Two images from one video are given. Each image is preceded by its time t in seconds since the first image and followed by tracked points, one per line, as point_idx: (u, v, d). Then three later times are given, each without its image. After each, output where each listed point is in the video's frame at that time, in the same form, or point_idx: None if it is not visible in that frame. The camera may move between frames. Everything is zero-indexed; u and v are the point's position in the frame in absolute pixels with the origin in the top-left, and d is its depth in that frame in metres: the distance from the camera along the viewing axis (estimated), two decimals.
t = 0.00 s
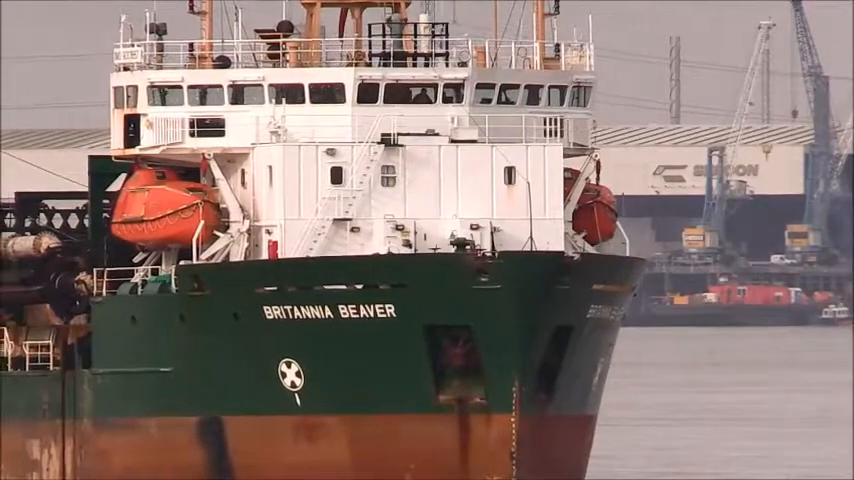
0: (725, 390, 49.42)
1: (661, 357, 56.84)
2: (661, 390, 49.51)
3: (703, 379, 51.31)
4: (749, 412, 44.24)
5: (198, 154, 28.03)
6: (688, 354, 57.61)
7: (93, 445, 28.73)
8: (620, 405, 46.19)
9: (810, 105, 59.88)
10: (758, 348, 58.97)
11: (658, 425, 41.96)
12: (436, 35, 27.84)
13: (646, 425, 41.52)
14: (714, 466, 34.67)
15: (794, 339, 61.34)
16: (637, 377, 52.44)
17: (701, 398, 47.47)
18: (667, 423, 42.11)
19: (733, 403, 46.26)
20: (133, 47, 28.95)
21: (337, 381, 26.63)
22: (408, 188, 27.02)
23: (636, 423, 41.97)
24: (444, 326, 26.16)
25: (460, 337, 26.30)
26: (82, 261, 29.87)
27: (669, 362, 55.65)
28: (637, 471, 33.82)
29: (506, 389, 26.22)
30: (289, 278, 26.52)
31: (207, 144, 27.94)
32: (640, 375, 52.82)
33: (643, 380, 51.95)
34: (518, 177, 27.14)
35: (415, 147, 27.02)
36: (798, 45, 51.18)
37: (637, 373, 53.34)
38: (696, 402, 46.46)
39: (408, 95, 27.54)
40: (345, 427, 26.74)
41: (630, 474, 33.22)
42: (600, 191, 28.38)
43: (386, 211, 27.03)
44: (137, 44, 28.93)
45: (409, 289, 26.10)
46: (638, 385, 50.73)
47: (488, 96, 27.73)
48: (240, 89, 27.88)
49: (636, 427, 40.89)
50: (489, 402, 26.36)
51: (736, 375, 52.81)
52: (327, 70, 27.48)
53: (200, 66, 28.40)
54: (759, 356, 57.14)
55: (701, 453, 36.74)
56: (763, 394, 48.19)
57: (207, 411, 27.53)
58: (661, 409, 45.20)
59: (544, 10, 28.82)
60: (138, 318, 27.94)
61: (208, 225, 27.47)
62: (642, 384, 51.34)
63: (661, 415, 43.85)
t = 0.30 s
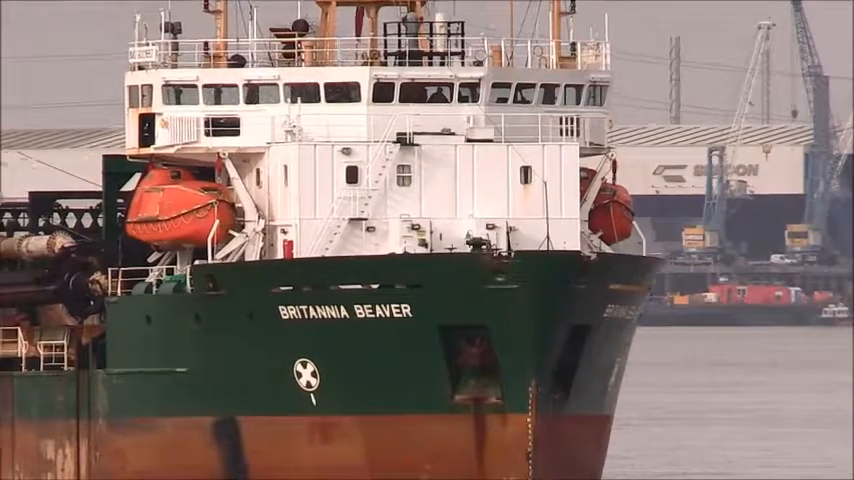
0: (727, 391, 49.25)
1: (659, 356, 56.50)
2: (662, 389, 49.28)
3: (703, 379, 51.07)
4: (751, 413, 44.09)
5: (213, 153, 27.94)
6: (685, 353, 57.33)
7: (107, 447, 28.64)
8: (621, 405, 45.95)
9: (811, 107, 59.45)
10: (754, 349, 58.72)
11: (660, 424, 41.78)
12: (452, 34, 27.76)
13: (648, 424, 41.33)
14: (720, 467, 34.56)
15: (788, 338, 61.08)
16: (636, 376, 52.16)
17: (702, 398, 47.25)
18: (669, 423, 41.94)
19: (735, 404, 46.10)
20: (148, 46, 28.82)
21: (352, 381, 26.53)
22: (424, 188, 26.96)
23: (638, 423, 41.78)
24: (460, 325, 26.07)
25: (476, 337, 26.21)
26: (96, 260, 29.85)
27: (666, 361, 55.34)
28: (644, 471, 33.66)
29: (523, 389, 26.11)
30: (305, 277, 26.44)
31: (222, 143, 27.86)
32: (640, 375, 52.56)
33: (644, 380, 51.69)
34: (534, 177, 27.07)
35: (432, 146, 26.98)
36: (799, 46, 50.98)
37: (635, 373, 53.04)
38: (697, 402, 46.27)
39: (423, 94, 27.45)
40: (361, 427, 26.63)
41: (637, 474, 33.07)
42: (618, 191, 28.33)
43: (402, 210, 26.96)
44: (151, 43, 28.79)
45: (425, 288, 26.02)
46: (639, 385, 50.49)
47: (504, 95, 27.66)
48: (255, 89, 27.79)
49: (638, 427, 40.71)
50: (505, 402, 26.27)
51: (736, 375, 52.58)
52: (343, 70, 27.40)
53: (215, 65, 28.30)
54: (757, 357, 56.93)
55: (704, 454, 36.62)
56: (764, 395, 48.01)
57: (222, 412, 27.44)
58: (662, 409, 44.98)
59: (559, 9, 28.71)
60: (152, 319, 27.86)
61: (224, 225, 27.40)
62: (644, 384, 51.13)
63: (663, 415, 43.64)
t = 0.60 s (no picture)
0: (725, 390, 49.05)
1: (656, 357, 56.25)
2: (661, 390, 49.09)
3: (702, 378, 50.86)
4: (749, 412, 43.88)
5: (227, 152, 27.87)
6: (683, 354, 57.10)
7: (121, 447, 28.58)
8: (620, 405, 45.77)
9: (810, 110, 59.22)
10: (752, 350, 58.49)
11: (660, 424, 41.61)
12: (466, 33, 27.69)
13: (648, 424, 41.15)
14: (721, 466, 34.42)
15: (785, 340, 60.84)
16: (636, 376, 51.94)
17: (700, 398, 46.97)
18: (668, 423, 41.76)
19: (735, 404, 45.92)
20: (161, 45, 28.74)
21: (366, 381, 26.44)
22: (438, 187, 26.90)
23: (638, 424, 41.60)
24: (475, 325, 25.98)
25: (491, 338, 26.11)
26: (109, 260, 29.88)
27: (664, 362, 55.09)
28: (644, 470, 33.50)
29: (537, 388, 26.01)
30: (318, 277, 26.36)
31: (236, 143, 27.79)
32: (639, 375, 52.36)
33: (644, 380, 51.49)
34: (548, 176, 27.00)
35: (446, 145, 26.92)
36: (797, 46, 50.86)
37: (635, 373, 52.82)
38: (696, 402, 46.07)
39: (437, 93, 27.39)
40: (375, 427, 26.54)
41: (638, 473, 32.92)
42: (632, 190, 28.27)
43: (416, 210, 26.88)
44: (164, 43, 28.71)
45: (439, 288, 25.93)
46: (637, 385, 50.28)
47: (518, 95, 27.59)
48: (269, 88, 27.72)
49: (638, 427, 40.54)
50: (520, 402, 26.17)
51: (734, 375, 52.36)
52: (356, 69, 27.33)
53: (229, 65, 28.24)
54: (755, 358, 56.71)
55: (704, 453, 36.41)
56: (763, 395, 47.81)
57: (236, 412, 27.37)
58: (662, 409, 44.79)
59: (574, 8, 28.63)
60: (166, 319, 27.81)
61: (238, 224, 27.34)
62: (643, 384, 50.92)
63: (663, 415, 43.45)
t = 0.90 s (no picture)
0: (725, 390, 48.93)
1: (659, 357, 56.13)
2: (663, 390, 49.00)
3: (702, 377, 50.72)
4: (749, 412, 43.70)
5: (242, 152, 27.79)
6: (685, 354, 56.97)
7: (136, 449, 28.51)
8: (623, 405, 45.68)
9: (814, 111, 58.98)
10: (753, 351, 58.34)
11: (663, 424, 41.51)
12: (482, 33, 27.64)
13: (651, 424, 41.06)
14: (721, 466, 34.32)
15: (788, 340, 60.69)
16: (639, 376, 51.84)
17: (701, 398, 46.86)
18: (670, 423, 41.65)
19: (736, 404, 45.79)
20: (177, 45, 28.72)
21: (383, 382, 26.35)
22: (454, 188, 26.80)
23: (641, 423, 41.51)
24: (492, 326, 25.87)
25: (508, 338, 26.00)
26: (124, 260, 29.83)
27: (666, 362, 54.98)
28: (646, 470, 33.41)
29: (554, 389, 25.87)
30: (334, 278, 26.28)
31: (251, 143, 27.72)
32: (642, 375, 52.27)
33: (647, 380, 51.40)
34: (565, 177, 26.92)
35: (462, 145, 26.80)
36: (797, 46, 50.89)
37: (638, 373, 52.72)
38: (697, 403, 45.95)
39: (453, 93, 27.34)
40: (391, 428, 26.45)
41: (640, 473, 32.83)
42: (648, 190, 28.23)
43: (433, 211, 26.79)
44: (180, 42, 28.69)
45: (456, 289, 25.83)
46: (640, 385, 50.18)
47: (534, 95, 27.55)
48: (284, 88, 27.67)
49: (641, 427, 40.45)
50: (537, 403, 26.06)
51: (734, 375, 52.18)
52: (372, 69, 27.27)
53: (244, 65, 28.20)
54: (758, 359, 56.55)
55: (706, 453, 36.26)
56: (762, 395, 47.65)
57: (252, 413, 27.29)
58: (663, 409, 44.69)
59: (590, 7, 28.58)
60: (181, 320, 27.75)
61: (254, 225, 27.27)
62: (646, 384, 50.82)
63: (665, 415, 43.36)
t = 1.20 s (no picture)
0: (726, 389, 48.81)
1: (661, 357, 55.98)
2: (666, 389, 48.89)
3: (704, 376, 50.59)
4: (749, 412, 43.54)
5: (256, 152, 27.77)
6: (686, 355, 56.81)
7: (150, 449, 28.52)
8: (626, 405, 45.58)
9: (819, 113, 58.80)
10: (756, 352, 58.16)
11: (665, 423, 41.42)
12: (496, 33, 27.61)
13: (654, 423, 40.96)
14: (722, 466, 34.20)
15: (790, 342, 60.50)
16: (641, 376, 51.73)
17: (704, 398, 46.74)
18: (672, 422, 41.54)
19: (737, 404, 45.67)
20: (190, 45, 28.70)
21: (397, 381, 26.30)
22: (468, 188, 26.75)
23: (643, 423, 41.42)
24: (507, 326, 25.82)
25: (523, 338, 25.94)
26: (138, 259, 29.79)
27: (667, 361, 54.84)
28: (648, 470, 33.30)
29: (568, 389, 25.77)
30: (348, 278, 26.23)
31: (265, 142, 27.69)
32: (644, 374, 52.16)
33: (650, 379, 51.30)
34: (579, 176, 26.87)
35: (476, 145, 26.76)
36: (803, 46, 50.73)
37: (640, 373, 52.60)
38: (699, 402, 45.83)
39: (467, 93, 27.31)
40: (406, 428, 26.39)
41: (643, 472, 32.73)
42: (663, 190, 28.19)
43: (447, 210, 26.74)
44: (193, 42, 28.68)
45: (470, 288, 25.78)
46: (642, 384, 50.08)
47: (549, 94, 27.50)
48: (297, 87, 27.65)
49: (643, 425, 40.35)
50: (551, 403, 25.95)
51: (735, 374, 52.02)
52: (386, 69, 27.25)
53: (258, 64, 28.18)
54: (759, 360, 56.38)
55: (708, 453, 36.14)
56: (764, 395, 47.53)
57: (266, 413, 27.24)
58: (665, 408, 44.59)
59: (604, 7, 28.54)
60: (196, 320, 27.72)
61: (267, 225, 27.23)
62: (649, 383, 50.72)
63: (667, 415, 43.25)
